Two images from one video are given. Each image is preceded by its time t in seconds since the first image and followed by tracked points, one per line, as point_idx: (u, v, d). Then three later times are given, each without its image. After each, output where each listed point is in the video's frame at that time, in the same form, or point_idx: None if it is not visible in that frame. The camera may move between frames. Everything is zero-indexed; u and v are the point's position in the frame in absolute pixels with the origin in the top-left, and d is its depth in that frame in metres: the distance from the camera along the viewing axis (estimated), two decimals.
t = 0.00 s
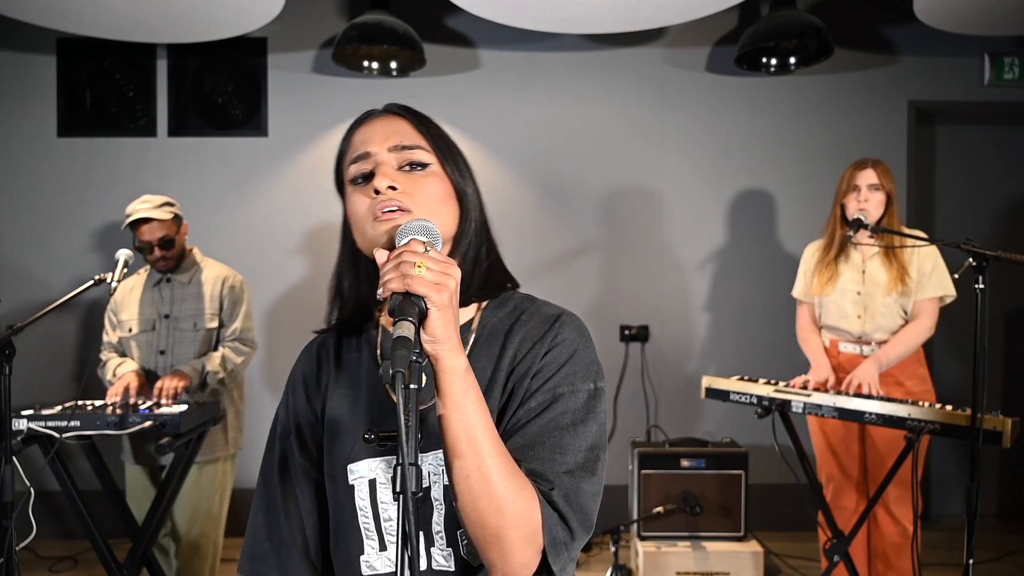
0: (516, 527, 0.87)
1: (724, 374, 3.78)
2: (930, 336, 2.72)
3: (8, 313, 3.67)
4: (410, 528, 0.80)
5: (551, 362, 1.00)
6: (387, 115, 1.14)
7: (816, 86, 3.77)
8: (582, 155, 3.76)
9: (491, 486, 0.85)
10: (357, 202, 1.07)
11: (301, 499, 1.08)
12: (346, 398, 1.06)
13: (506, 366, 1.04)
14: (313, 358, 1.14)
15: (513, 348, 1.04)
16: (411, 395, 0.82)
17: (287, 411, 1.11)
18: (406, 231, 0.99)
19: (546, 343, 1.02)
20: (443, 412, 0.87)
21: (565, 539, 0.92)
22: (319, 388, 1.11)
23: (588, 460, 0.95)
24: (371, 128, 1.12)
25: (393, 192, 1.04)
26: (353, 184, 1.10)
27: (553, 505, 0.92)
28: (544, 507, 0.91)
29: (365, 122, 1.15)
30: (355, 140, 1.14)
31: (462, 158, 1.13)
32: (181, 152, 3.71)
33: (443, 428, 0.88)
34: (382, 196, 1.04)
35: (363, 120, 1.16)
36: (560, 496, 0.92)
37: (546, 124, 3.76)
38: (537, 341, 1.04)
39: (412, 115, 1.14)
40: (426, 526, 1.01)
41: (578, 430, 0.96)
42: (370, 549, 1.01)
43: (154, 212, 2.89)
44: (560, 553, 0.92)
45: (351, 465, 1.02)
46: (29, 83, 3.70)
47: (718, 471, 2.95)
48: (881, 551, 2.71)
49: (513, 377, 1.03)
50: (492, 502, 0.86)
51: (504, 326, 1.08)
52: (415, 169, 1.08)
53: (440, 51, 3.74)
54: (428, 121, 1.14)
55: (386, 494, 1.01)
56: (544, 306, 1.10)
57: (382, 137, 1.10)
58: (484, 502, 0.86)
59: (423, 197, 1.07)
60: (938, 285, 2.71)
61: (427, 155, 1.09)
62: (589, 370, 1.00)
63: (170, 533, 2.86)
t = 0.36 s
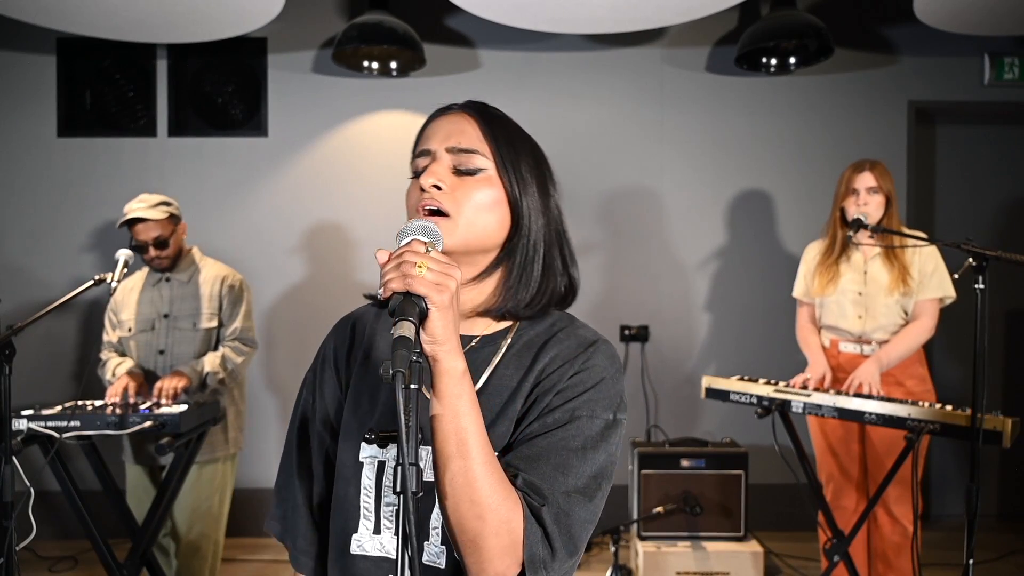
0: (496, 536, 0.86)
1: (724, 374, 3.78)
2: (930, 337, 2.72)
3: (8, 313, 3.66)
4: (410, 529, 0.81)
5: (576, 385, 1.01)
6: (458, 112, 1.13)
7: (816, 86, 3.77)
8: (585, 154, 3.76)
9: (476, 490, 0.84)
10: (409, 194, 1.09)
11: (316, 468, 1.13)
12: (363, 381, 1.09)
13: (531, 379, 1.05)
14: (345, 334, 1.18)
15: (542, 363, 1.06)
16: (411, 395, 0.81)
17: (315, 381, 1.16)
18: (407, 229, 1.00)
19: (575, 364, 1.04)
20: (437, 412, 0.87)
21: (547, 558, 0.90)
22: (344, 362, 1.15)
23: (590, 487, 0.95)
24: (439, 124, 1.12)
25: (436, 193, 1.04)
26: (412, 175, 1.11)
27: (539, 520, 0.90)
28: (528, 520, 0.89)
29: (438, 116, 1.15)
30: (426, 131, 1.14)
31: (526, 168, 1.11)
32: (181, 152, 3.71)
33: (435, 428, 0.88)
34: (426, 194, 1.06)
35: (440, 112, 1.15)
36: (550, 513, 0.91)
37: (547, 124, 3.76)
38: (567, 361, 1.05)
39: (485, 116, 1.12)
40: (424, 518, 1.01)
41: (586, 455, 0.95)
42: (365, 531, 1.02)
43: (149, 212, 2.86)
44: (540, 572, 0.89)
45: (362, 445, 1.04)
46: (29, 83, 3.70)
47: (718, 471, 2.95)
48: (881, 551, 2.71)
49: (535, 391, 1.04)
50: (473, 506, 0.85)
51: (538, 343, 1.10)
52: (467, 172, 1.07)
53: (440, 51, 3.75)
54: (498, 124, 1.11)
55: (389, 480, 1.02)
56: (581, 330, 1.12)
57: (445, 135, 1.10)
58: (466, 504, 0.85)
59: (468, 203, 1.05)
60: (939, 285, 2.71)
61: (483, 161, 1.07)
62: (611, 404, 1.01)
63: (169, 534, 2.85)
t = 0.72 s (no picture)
0: (495, 536, 0.86)
1: (724, 374, 3.78)
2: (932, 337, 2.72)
3: (7, 313, 3.66)
4: (409, 529, 0.81)
5: (577, 386, 1.02)
6: (488, 119, 1.11)
7: (816, 86, 3.77)
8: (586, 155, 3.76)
9: (475, 490, 0.85)
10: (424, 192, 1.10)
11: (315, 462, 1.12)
12: (365, 378, 1.08)
13: (535, 380, 1.06)
14: (346, 328, 1.17)
15: (545, 366, 1.06)
16: (411, 395, 0.81)
17: (312, 375, 1.15)
18: (407, 229, 1.00)
19: (576, 366, 1.05)
20: (437, 412, 0.88)
21: (548, 558, 0.90)
22: (345, 356, 1.15)
23: (587, 487, 0.95)
24: (468, 129, 1.11)
25: (443, 201, 1.04)
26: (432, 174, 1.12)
27: (539, 520, 0.90)
28: (527, 520, 0.89)
29: (470, 118, 1.13)
30: (454, 132, 1.13)
31: (547, 186, 1.08)
32: (181, 152, 3.71)
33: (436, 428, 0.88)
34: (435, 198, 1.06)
35: (474, 114, 1.14)
36: (549, 513, 0.90)
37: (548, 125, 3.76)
38: (569, 362, 1.06)
39: (512, 127, 1.09)
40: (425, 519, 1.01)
41: (586, 456, 0.95)
42: (360, 528, 1.03)
43: (149, 212, 2.86)
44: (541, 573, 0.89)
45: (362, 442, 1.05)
46: (29, 83, 3.70)
47: (718, 471, 2.95)
48: (881, 551, 2.71)
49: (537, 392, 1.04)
50: (473, 506, 0.85)
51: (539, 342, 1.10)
52: (480, 185, 1.06)
53: (440, 51, 3.75)
54: (525, 138, 1.09)
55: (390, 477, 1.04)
56: (585, 333, 1.13)
57: (467, 142, 1.09)
58: (465, 505, 0.85)
59: (476, 214, 1.05)
60: (940, 286, 2.71)
61: (498, 175, 1.06)
62: (611, 405, 1.02)
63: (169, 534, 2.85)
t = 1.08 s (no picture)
0: (526, 515, 0.89)
1: (724, 374, 3.78)
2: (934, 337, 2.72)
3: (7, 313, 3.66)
4: (410, 530, 0.81)
5: (549, 360, 1.04)
6: (467, 121, 1.12)
7: (816, 86, 3.77)
8: (586, 155, 3.76)
9: (502, 476, 0.87)
10: (403, 190, 1.06)
11: (282, 490, 1.06)
12: (336, 394, 1.06)
13: (507, 362, 1.06)
14: (301, 344, 1.12)
15: (513, 346, 1.07)
16: (412, 394, 0.81)
17: (267, 397, 1.09)
18: (410, 230, 0.99)
19: (542, 341, 1.07)
20: (450, 408, 0.88)
21: (572, 525, 0.95)
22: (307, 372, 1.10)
23: (585, 452, 0.99)
24: (449, 128, 1.10)
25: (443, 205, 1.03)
26: (405, 170, 1.08)
27: (558, 492, 0.94)
28: (549, 494, 0.93)
29: (444, 116, 1.12)
30: (424, 131, 1.11)
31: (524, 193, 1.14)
32: (180, 152, 3.71)
33: (451, 425, 0.89)
34: (429, 201, 1.04)
35: (439, 113, 1.13)
36: (566, 482, 0.95)
37: (548, 124, 3.76)
38: (535, 338, 1.07)
39: (493, 133, 1.13)
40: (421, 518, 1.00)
41: (575, 422, 0.99)
42: (356, 538, 1.02)
43: (152, 209, 2.90)
44: (567, 540, 0.94)
45: (340, 451, 1.03)
46: (29, 83, 3.70)
47: (718, 471, 2.95)
48: (881, 551, 2.71)
49: (512, 373, 1.05)
50: (503, 491, 0.87)
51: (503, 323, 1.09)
52: (471, 189, 1.07)
53: (440, 51, 3.75)
54: (504, 145, 1.13)
55: (377, 479, 1.02)
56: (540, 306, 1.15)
57: (455, 144, 1.08)
58: (496, 493, 0.87)
59: (472, 218, 1.07)
60: (942, 287, 2.71)
61: (486, 180, 1.09)
62: (584, 370, 1.05)
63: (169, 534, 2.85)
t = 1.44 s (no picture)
0: (537, 506, 0.91)
1: (725, 374, 3.77)
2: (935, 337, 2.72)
3: (8, 313, 3.66)
4: (410, 529, 0.81)
5: (524, 354, 1.04)
6: (417, 125, 1.13)
7: (816, 86, 3.77)
8: (585, 155, 3.76)
9: (512, 470, 0.88)
10: (389, 204, 1.05)
11: (258, 530, 1.03)
12: (320, 412, 1.07)
13: (485, 361, 1.05)
14: (268, 377, 1.09)
15: (487, 345, 1.06)
16: (412, 393, 0.81)
17: (232, 438, 1.05)
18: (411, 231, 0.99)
19: (514, 337, 1.06)
20: (456, 409, 0.88)
21: (574, 508, 0.97)
22: (279, 403, 1.08)
23: (571, 437, 1.02)
24: (408, 135, 1.10)
25: (439, 209, 1.05)
26: (380, 184, 1.07)
27: (556, 478, 0.96)
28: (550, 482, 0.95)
29: (393, 123, 1.11)
30: (385, 141, 1.09)
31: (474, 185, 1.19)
32: (180, 152, 3.71)
33: (457, 426, 0.89)
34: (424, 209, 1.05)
35: (385, 123, 1.12)
36: (562, 468, 0.97)
37: (548, 125, 3.76)
38: (507, 335, 1.07)
39: (440, 132, 1.16)
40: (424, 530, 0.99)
41: (557, 410, 1.01)
42: (362, 562, 1.00)
43: (141, 217, 2.86)
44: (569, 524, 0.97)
45: (330, 480, 1.03)
46: (30, 83, 3.70)
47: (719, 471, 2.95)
48: (881, 551, 2.71)
49: (491, 372, 1.04)
50: (515, 485, 0.89)
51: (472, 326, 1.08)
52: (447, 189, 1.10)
53: (440, 51, 3.75)
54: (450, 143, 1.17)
55: (376, 499, 1.02)
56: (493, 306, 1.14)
57: (423, 149, 1.09)
58: (508, 488, 0.88)
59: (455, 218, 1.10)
60: (943, 287, 2.71)
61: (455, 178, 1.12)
62: (557, 359, 1.06)
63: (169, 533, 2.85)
